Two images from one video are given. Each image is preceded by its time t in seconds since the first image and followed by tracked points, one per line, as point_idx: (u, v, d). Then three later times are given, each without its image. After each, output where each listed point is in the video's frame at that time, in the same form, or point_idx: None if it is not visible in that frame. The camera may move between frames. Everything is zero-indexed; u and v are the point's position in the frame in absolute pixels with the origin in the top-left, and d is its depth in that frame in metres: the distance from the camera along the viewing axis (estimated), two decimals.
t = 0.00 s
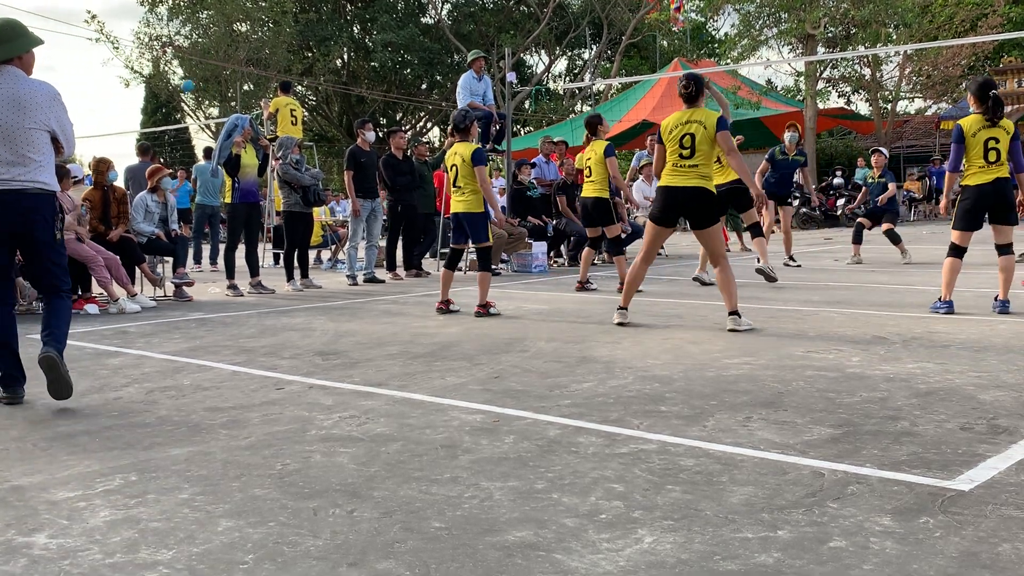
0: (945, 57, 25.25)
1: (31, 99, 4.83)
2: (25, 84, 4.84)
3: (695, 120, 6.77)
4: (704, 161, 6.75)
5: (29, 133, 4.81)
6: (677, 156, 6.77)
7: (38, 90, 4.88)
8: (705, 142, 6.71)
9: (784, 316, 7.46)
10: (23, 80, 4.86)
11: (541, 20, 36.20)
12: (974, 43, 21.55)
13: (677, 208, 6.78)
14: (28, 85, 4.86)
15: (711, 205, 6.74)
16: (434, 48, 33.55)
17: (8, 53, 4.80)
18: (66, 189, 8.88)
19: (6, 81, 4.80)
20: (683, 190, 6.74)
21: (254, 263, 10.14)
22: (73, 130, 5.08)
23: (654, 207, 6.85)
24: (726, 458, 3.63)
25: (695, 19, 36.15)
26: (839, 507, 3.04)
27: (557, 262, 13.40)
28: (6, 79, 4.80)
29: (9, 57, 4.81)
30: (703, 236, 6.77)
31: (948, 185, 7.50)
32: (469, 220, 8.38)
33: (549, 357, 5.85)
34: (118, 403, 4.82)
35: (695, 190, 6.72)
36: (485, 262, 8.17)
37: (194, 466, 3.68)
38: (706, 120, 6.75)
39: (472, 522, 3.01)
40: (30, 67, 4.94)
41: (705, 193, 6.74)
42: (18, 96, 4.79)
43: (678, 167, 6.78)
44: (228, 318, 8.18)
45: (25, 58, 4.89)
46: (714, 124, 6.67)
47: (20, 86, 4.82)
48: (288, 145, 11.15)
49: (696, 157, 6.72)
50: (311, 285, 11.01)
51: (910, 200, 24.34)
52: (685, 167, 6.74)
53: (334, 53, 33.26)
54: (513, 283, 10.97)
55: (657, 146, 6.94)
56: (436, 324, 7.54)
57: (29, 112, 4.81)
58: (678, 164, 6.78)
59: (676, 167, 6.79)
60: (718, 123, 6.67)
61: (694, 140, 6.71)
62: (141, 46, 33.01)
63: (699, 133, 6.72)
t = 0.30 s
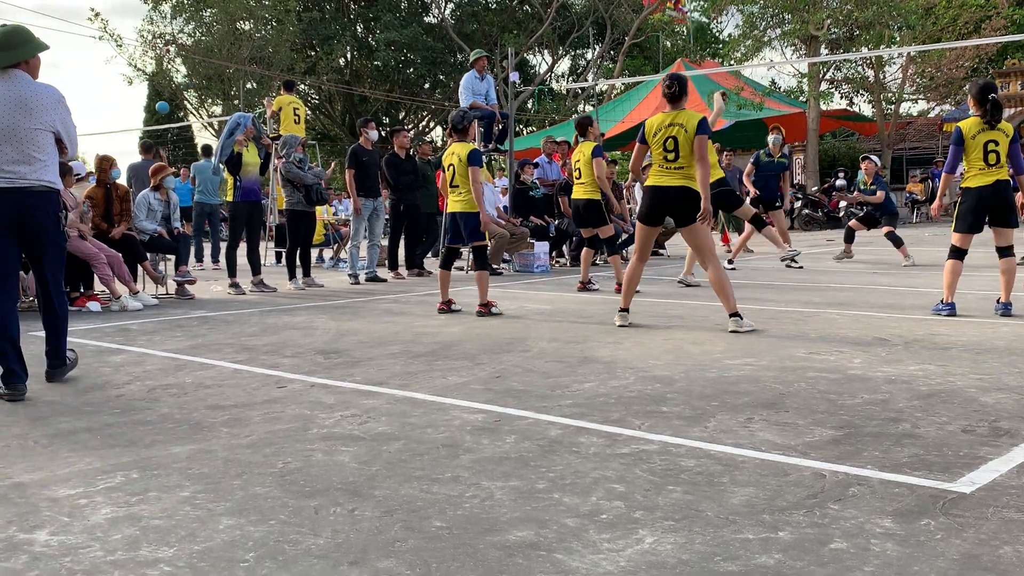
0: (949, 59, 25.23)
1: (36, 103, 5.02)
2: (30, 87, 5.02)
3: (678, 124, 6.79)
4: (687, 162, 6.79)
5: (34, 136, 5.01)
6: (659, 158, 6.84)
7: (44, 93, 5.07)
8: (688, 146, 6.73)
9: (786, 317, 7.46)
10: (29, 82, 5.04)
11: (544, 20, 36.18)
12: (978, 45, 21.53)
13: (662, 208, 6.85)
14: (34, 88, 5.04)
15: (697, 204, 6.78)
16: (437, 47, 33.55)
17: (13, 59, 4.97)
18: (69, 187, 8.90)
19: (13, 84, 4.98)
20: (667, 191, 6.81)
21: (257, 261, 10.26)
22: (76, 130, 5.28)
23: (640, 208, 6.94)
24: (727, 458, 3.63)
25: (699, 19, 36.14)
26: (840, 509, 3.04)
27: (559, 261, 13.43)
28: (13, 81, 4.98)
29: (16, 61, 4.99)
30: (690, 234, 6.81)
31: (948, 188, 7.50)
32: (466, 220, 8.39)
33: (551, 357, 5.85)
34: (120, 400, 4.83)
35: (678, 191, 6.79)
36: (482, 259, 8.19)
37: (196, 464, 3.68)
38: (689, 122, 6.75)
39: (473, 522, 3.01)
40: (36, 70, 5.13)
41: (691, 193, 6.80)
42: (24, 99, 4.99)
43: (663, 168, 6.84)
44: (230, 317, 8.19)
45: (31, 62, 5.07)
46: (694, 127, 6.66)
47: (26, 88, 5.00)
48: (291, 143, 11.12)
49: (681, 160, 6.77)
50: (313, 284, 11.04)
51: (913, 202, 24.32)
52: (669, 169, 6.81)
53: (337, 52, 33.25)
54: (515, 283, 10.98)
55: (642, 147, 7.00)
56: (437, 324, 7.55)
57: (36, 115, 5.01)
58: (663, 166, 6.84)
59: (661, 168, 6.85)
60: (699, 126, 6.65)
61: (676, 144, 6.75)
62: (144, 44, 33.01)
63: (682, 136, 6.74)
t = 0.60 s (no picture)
0: (951, 60, 25.18)
1: (53, 107, 5.28)
2: (48, 92, 5.29)
3: (675, 125, 6.87)
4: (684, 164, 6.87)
5: (51, 138, 5.26)
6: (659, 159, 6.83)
7: (59, 98, 5.32)
8: (687, 146, 6.82)
9: (787, 318, 7.45)
10: (45, 88, 5.31)
11: (546, 19, 36.18)
12: (979, 46, 21.53)
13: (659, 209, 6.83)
14: (50, 93, 5.30)
15: (697, 203, 6.81)
16: (438, 47, 33.56)
17: (35, 64, 5.26)
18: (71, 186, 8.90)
19: (31, 90, 5.25)
20: (668, 191, 6.80)
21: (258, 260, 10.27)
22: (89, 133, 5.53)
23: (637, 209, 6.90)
24: (728, 459, 3.63)
25: (701, 20, 36.14)
26: (840, 509, 3.04)
27: (559, 262, 13.39)
28: (31, 87, 5.25)
29: (36, 67, 5.26)
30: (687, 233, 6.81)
31: (951, 186, 7.48)
32: (467, 219, 8.39)
33: (551, 357, 5.85)
34: (121, 398, 4.83)
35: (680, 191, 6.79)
36: (483, 259, 8.18)
37: (197, 462, 3.69)
38: (686, 124, 6.85)
39: (473, 521, 3.01)
40: (54, 77, 5.39)
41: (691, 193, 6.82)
42: (42, 103, 5.25)
43: (662, 169, 6.83)
44: (231, 315, 8.19)
45: (50, 69, 5.35)
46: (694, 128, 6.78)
47: (43, 93, 5.27)
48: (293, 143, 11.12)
49: (680, 160, 6.80)
50: (314, 283, 11.03)
51: (914, 203, 24.28)
52: (669, 170, 6.81)
53: (339, 51, 33.23)
54: (517, 282, 10.98)
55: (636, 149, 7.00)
56: (438, 323, 7.54)
57: (52, 118, 5.27)
58: (661, 166, 6.83)
59: (660, 169, 6.83)
60: (699, 130, 6.84)
61: (677, 144, 6.81)
62: (146, 43, 32.98)
63: (681, 137, 6.82)
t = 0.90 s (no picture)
0: (951, 60, 25.18)
1: (59, 106, 5.44)
2: (56, 92, 5.45)
3: (704, 116, 6.83)
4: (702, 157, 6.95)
5: (59, 136, 5.42)
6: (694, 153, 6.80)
7: (66, 97, 5.49)
8: (715, 139, 6.86)
9: (789, 318, 7.44)
10: (52, 88, 5.47)
11: (547, 19, 36.18)
12: (980, 46, 21.52)
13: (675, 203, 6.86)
14: (58, 93, 5.47)
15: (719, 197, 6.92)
16: (439, 46, 33.56)
17: (40, 66, 5.42)
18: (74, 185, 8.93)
19: (38, 91, 5.42)
20: (698, 186, 6.81)
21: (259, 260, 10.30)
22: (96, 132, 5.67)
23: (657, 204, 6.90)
24: (729, 458, 3.63)
25: (701, 19, 36.15)
26: (841, 509, 3.04)
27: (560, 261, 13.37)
28: (40, 87, 5.43)
29: (44, 69, 5.43)
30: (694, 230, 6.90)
31: (956, 184, 7.47)
32: (469, 219, 8.38)
33: (552, 357, 5.85)
34: (121, 398, 4.83)
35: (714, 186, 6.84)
36: (483, 259, 8.18)
37: (198, 462, 3.69)
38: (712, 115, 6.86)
39: (473, 521, 3.01)
40: (61, 78, 5.55)
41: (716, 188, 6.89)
42: (49, 103, 5.41)
43: (693, 163, 6.81)
44: (231, 314, 8.18)
45: (57, 70, 5.50)
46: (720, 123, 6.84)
47: (51, 94, 5.44)
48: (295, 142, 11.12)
49: (709, 153, 6.84)
50: (315, 282, 11.03)
51: (915, 203, 24.27)
52: (699, 164, 6.82)
53: (339, 51, 33.22)
54: (517, 282, 10.97)
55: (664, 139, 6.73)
56: (438, 323, 7.53)
57: (60, 116, 5.43)
58: (692, 160, 6.82)
59: (691, 163, 6.81)
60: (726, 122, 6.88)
61: (708, 137, 6.81)
62: (147, 41, 32.98)
63: (711, 129, 6.82)
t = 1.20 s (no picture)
0: (951, 59, 25.21)
1: (49, 115, 5.52)
2: (45, 101, 5.53)
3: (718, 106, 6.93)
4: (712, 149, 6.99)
5: (49, 143, 5.50)
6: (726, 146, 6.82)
7: (56, 105, 5.56)
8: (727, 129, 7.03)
9: (789, 317, 7.45)
10: (42, 97, 5.55)
11: (547, 19, 36.21)
12: (980, 46, 21.51)
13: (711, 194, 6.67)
14: (47, 102, 5.55)
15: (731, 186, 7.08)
16: (439, 46, 33.58)
17: (30, 75, 5.51)
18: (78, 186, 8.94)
19: (29, 100, 5.50)
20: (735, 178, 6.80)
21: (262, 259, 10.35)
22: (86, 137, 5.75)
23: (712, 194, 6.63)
24: (728, 457, 3.63)
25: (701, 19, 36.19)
26: (841, 509, 3.04)
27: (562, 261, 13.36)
28: (29, 97, 5.50)
29: (33, 79, 5.52)
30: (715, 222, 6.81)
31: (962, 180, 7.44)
32: (470, 220, 8.39)
33: (552, 356, 5.85)
34: (122, 398, 4.82)
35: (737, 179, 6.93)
36: (482, 260, 8.20)
37: (198, 461, 3.69)
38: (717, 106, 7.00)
39: (473, 520, 3.01)
40: (50, 87, 5.62)
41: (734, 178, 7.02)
42: (39, 112, 5.49)
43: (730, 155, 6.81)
44: (231, 314, 8.18)
45: (46, 79, 5.59)
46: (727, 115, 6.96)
47: (41, 102, 5.52)
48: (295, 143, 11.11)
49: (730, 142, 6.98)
50: (316, 281, 11.03)
51: (914, 202, 24.32)
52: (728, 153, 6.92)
53: (339, 50, 33.23)
54: (517, 282, 10.98)
55: (719, 131, 6.46)
56: (439, 322, 7.53)
57: (50, 124, 5.50)
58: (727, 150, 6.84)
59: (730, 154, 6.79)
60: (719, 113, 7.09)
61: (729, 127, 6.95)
62: (147, 41, 32.97)
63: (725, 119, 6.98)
